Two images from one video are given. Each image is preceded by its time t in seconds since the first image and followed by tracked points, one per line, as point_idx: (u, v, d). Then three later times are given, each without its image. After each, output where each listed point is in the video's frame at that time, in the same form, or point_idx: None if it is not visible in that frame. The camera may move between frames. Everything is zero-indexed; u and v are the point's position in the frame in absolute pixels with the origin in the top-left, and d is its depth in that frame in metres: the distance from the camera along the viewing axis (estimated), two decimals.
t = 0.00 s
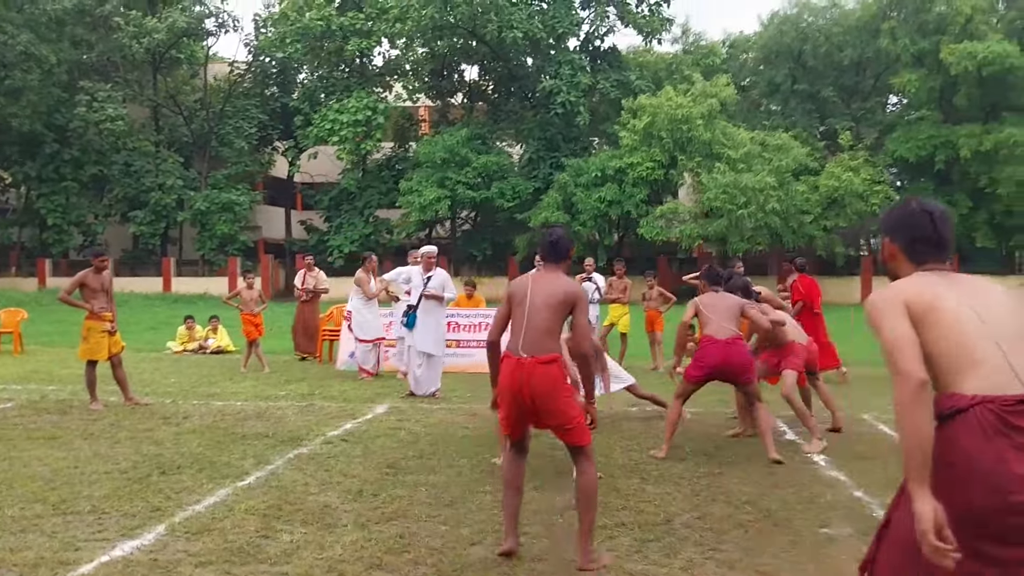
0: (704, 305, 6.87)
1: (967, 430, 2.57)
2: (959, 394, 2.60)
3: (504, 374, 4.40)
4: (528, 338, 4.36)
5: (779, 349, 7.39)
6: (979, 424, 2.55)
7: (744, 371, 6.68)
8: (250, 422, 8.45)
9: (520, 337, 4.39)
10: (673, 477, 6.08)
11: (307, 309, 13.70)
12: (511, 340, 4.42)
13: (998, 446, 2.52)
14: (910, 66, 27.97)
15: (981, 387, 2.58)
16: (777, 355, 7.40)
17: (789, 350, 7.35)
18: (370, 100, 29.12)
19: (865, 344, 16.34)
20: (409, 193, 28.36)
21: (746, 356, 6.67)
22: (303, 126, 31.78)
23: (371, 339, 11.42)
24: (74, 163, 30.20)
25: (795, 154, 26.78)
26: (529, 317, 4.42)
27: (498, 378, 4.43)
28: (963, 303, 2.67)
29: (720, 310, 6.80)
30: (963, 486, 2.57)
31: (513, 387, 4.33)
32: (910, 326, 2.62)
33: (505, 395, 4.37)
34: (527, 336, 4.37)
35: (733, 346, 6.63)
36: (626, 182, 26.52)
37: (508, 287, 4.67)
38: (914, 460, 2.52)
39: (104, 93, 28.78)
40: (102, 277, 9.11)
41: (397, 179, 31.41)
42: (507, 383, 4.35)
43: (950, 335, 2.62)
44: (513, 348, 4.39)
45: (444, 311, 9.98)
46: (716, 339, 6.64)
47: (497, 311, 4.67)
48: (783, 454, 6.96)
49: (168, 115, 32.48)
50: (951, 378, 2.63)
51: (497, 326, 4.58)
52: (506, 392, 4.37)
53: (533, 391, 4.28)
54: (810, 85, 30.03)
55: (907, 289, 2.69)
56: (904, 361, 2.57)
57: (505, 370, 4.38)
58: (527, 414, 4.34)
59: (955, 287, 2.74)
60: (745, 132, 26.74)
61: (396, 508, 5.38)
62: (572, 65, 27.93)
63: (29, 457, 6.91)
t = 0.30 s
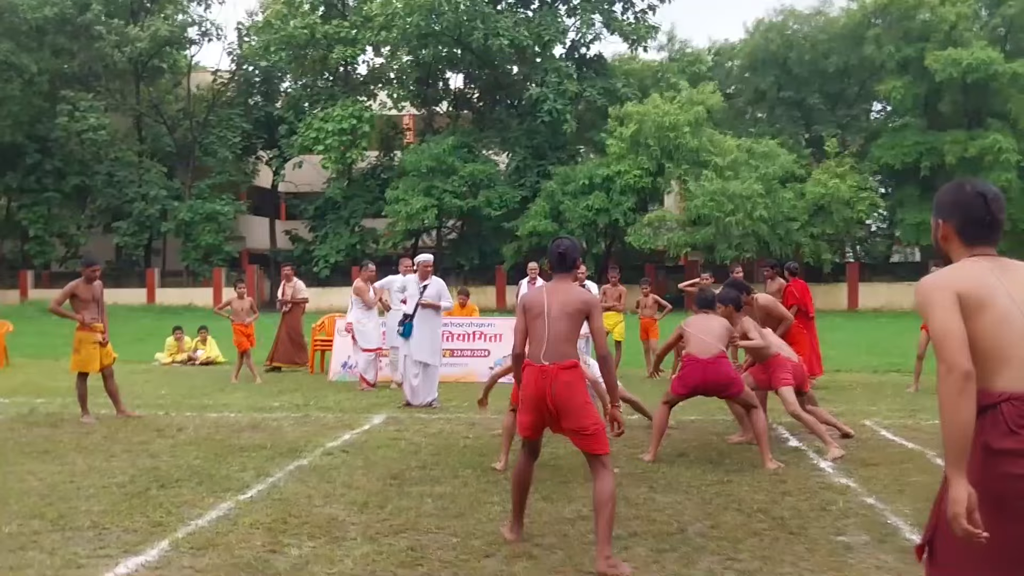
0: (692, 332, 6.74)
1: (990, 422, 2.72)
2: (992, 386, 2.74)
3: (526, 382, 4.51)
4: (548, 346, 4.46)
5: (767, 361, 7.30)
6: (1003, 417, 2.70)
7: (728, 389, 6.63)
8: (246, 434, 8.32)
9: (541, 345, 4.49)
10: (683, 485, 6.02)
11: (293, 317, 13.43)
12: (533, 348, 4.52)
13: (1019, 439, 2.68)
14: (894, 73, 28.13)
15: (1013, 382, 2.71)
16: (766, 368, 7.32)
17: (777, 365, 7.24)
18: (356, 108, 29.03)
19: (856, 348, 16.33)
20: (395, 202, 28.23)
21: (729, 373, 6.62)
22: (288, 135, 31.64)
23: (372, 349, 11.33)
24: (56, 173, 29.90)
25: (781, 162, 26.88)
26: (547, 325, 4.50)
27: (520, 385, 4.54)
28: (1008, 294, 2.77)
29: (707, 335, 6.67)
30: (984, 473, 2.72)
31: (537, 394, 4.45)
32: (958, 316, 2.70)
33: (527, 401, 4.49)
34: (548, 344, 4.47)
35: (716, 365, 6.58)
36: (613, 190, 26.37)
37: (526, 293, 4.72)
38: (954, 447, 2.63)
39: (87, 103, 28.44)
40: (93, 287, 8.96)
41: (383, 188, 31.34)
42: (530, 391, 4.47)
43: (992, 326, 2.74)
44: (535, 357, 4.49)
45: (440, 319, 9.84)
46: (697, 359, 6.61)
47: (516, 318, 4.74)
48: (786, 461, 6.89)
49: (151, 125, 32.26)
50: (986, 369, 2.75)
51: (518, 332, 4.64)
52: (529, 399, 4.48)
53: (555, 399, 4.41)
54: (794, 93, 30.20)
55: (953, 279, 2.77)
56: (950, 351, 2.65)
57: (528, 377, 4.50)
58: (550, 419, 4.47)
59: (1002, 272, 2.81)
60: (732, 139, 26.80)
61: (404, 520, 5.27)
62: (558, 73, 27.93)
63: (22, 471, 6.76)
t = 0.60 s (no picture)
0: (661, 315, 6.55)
1: (982, 412, 2.83)
2: (970, 382, 2.90)
3: (541, 382, 4.55)
4: (562, 345, 4.52)
5: (734, 363, 7.36)
6: (988, 407, 2.82)
7: (695, 377, 6.50)
8: (241, 439, 8.22)
9: (554, 344, 4.55)
10: (689, 488, 6.02)
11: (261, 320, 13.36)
12: (546, 348, 4.57)
13: (1006, 427, 2.77)
14: (875, 73, 28.32)
15: (986, 381, 2.86)
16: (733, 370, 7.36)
17: (743, 365, 7.37)
18: (337, 109, 28.86)
19: (843, 345, 16.43)
20: (378, 203, 28.09)
21: (696, 361, 6.48)
22: (269, 136, 31.45)
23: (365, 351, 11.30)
24: (33, 175, 29.47)
25: (764, 161, 26.96)
26: (560, 326, 4.57)
27: (534, 384, 4.57)
28: (986, 300, 2.93)
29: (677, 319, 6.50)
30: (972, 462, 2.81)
31: (554, 393, 4.51)
32: (922, 324, 2.94)
33: (544, 400, 4.53)
34: (563, 343, 4.53)
35: (683, 351, 6.44)
36: (597, 189, 26.29)
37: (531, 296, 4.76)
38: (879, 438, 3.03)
39: (65, 105, 28.13)
40: (82, 292, 8.82)
41: (366, 189, 31.19)
42: (547, 390, 4.51)
43: (967, 332, 2.91)
44: (550, 356, 4.54)
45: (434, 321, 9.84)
46: (665, 344, 6.47)
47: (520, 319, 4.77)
48: (787, 461, 6.92)
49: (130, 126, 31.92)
50: (964, 369, 2.92)
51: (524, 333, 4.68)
52: (546, 399, 4.53)
53: (574, 396, 4.48)
54: (776, 92, 30.33)
55: (928, 285, 2.96)
56: (902, 357, 2.94)
57: (542, 376, 4.54)
58: (565, 415, 4.55)
59: (980, 279, 2.98)
60: (715, 138, 26.87)
61: (411, 527, 5.21)
62: (541, 72, 27.87)
63: (16, 480, 6.63)
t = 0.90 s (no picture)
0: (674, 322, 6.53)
1: (974, 394, 3.21)
2: (960, 369, 3.28)
3: (601, 379, 4.67)
4: (623, 344, 4.68)
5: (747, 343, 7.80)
6: (979, 390, 3.20)
7: (704, 384, 6.53)
8: (242, 443, 8.15)
9: (615, 343, 4.69)
10: (699, 487, 6.06)
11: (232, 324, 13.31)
12: (606, 347, 4.69)
13: (996, 407, 3.16)
14: (854, 73, 28.59)
15: (973, 367, 3.24)
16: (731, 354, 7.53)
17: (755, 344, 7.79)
18: (318, 110, 28.74)
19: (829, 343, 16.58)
20: (361, 204, 27.98)
21: (705, 368, 6.50)
22: (249, 137, 31.23)
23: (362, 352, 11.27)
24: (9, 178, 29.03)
25: (746, 161, 27.12)
26: (621, 325, 4.71)
27: (595, 383, 4.68)
28: (975, 299, 3.30)
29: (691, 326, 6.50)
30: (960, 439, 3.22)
31: (615, 392, 4.64)
32: (911, 320, 3.35)
33: (605, 398, 4.66)
34: (624, 343, 4.68)
35: (693, 358, 6.45)
36: (580, 190, 26.34)
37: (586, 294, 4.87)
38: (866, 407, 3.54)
39: (42, 106, 27.78)
40: (78, 296, 8.73)
41: (347, 190, 31.05)
42: (609, 389, 4.64)
43: (958, 325, 3.29)
44: (612, 354, 4.67)
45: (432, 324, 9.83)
46: (678, 349, 6.47)
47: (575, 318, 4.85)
48: (794, 458, 6.99)
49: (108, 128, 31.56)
50: (954, 358, 3.30)
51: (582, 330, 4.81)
52: (606, 397, 4.65)
53: (635, 394, 4.65)
54: (757, 93, 30.53)
55: (925, 288, 3.36)
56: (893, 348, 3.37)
57: (604, 375, 4.66)
58: (622, 413, 4.70)
59: (972, 282, 3.35)
60: (697, 139, 27.00)
61: (429, 528, 5.20)
62: (524, 73, 27.84)
63: (18, 486, 6.53)
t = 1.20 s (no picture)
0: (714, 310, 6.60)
1: (928, 393, 3.65)
2: (916, 373, 3.71)
3: (619, 391, 4.72)
4: (641, 356, 4.71)
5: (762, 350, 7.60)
6: (933, 390, 3.64)
7: (760, 374, 6.52)
8: (237, 446, 8.09)
9: (633, 355, 4.72)
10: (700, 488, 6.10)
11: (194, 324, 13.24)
12: (625, 358, 4.74)
13: (947, 404, 3.61)
14: (835, 76, 28.79)
15: (929, 370, 3.68)
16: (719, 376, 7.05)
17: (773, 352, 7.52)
18: (300, 109, 28.60)
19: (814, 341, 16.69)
20: (343, 204, 27.83)
21: (757, 358, 6.52)
22: (229, 136, 30.96)
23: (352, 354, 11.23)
24: None
25: (729, 162, 27.26)
26: (639, 337, 4.75)
27: (613, 396, 4.74)
28: (934, 314, 3.77)
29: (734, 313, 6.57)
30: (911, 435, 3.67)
31: (633, 404, 4.68)
32: (887, 331, 3.79)
33: (623, 410, 4.70)
34: (642, 355, 4.72)
35: (746, 348, 6.48)
36: (565, 191, 26.37)
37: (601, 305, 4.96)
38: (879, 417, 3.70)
39: (17, 104, 27.36)
40: (68, 298, 8.63)
41: (329, 189, 30.89)
42: (626, 401, 4.69)
43: (920, 335, 3.74)
44: (630, 367, 4.71)
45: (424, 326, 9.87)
46: (729, 342, 6.47)
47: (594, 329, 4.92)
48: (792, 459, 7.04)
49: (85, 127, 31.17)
50: (915, 364, 3.73)
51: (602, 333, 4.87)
52: (624, 408, 4.70)
53: (654, 406, 4.68)
54: (739, 95, 30.72)
55: (894, 305, 3.81)
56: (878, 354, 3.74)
57: (622, 389, 4.71)
58: (640, 425, 4.75)
59: (930, 303, 3.82)
60: (681, 140, 27.12)
61: (435, 532, 5.20)
62: (508, 73, 27.80)
63: (12, 492, 6.44)
